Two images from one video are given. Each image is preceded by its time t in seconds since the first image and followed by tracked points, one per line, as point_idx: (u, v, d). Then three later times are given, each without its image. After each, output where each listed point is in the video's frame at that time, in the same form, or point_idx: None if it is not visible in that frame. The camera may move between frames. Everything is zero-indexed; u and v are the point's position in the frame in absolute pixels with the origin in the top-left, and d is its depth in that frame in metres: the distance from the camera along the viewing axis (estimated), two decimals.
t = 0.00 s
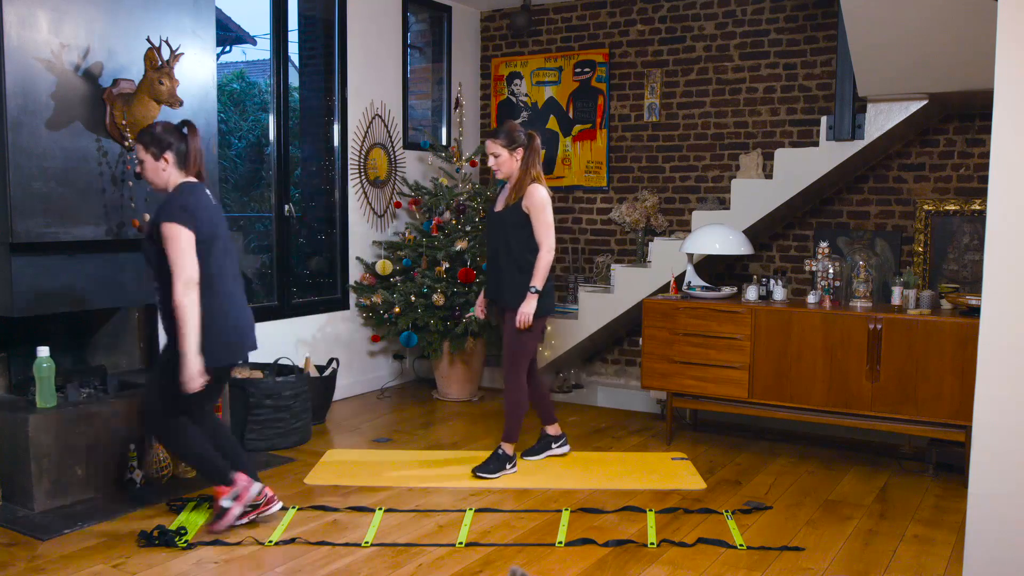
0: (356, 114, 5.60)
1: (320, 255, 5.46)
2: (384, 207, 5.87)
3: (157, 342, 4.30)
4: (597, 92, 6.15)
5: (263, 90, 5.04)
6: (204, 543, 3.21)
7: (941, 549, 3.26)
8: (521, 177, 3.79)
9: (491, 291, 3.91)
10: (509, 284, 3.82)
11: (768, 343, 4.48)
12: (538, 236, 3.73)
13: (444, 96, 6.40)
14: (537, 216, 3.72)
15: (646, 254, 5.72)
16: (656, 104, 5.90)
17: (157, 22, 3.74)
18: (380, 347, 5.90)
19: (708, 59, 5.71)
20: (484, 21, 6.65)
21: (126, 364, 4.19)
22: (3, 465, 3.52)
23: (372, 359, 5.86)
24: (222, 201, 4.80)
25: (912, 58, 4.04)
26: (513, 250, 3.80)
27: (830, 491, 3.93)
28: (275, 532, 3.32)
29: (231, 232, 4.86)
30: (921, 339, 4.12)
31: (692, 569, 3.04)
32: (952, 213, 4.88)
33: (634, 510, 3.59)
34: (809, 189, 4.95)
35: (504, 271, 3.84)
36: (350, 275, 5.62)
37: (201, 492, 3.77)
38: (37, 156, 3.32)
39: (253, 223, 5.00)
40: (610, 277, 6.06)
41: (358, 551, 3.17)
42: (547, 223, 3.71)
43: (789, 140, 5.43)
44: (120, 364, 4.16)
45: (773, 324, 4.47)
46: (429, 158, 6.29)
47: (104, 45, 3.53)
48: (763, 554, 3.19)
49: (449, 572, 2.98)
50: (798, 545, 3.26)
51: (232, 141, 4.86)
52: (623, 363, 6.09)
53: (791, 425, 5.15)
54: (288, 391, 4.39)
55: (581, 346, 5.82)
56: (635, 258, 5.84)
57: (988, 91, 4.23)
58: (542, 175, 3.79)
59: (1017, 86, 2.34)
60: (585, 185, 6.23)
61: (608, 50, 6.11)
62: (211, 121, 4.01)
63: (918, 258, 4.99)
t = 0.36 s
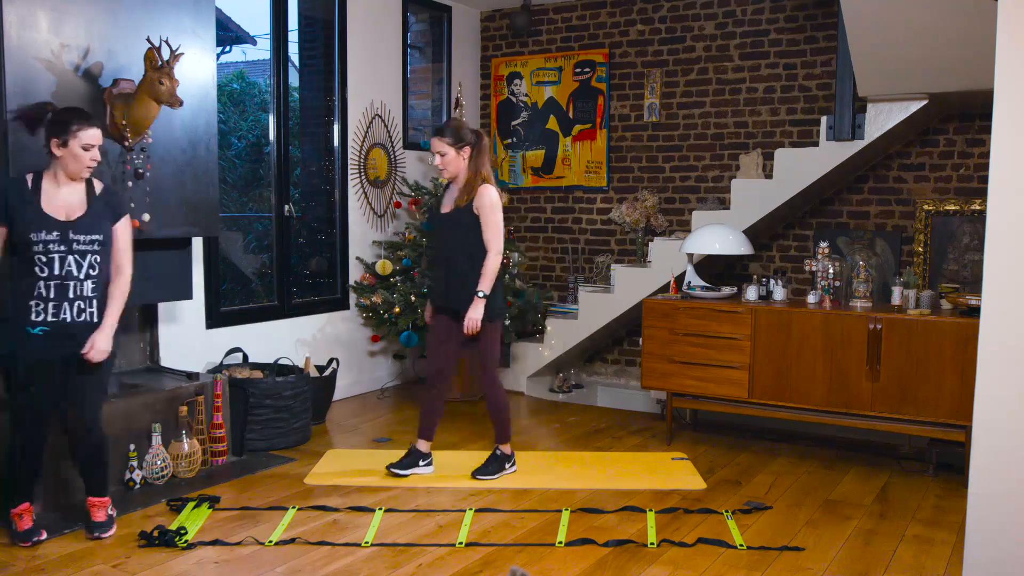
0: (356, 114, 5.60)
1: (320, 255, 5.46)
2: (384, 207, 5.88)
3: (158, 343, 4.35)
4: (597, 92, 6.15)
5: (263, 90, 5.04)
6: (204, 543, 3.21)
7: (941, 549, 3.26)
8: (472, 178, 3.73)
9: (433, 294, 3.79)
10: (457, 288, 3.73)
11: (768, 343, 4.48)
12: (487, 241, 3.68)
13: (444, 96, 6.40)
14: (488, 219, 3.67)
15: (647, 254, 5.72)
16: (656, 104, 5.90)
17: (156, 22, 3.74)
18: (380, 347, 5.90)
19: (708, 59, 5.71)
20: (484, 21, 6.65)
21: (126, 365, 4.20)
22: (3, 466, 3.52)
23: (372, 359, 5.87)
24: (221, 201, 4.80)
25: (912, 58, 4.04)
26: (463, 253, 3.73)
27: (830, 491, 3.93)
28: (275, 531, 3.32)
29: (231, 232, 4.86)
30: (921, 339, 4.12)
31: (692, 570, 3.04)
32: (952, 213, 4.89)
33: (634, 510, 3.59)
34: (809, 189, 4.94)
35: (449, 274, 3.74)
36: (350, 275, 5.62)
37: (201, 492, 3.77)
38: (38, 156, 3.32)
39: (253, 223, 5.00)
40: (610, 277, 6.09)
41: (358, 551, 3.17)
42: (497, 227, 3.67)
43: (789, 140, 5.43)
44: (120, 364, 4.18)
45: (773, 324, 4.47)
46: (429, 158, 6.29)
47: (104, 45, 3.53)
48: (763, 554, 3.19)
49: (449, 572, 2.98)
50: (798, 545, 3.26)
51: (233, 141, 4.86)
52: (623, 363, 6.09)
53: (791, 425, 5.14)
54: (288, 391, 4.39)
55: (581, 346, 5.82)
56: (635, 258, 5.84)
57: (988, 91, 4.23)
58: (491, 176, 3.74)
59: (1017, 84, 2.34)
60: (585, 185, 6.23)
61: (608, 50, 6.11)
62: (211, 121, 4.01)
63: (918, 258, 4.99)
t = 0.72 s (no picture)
0: (356, 114, 5.60)
1: (320, 255, 5.46)
2: (384, 207, 5.88)
3: (158, 344, 4.37)
4: (597, 92, 6.15)
5: (263, 90, 5.04)
6: (204, 543, 3.21)
7: (941, 549, 3.27)
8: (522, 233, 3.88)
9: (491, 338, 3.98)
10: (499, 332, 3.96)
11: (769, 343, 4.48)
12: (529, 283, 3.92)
13: (444, 96, 6.40)
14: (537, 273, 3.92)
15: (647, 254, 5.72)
16: (656, 104, 5.90)
17: (156, 22, 3.74)
18: (380, 347, 5.90)
19: (708, 59, 5.71)
20: (484, 21, 6.65)
21: (126, 365, 4.22)
22: (3, 466, 3.53)
23: (372, 359, 5.87)
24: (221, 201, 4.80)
25: (912, 58, 4.04)
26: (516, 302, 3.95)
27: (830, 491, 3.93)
28: (275, 531, 3.32)
29: (231, 232, 4.86)
30: (921, 339, 4.12)
31: (693, 570, 3.04)
32: (952, 213, 4.84)
33: (634, 510, 3.59)
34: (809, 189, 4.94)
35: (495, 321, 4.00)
36: (350, 275, 5.62)
37: (201, 492, 3.77)
38: (38, 156, 3.32)
39: (253, 223, 5.00)
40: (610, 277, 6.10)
41: (358, 551, 3.17)
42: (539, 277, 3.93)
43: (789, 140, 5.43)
44: (120, 364, 4.19)
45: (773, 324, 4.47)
46: (429, 158, 6.29)
47: (104, 46, 3.53)
48: (763, 554, 3.19)
49: (449, 572, 2.98)
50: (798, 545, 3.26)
51: (233, 141, 4.86)
52: (623, 363, 6.08)
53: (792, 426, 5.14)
54: (288, 391, 4.38)
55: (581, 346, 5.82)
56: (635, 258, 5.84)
57: (988, 91, 4.23)
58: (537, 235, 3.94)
59: (1018, 84, 2.34)
60: (585, 185, 6.23)
61: (608, 50, 6.11)
62: (211, 121, 4.01)
63: (919, 258, 4.95)
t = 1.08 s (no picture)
0: (356, 114, 5.60)
1: (320, 255, 5.46)
2: (384, 207, 5.88)
3: (158, 344, 4.37)
4: (597, 92, 6.15)
5: (263, 90, 5.04)
6: (204, 543, 3.21)
7: (941, 549, 3.27)
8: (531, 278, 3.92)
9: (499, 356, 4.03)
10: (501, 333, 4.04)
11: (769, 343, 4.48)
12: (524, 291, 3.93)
13: (445, 96, 6.40)
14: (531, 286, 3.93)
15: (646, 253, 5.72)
16: (656, 104, 5.90)
17: (156, 22, 3.74)
18: (380, 347, 5.90)
19: (708, 59, 5.71)
20: (484, 21, 6.65)
21: (126, 365, 4.22)
22: (4, 466, 3.53)
23: (373, 359, 5.87)
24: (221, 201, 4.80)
25: (912, 58, 4.04)
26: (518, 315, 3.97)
27: (830, 491, 3.93)
28: (275, 531, 3.32)
29: (231, 232, 4.86)
30: (920, 339, 4.12)
31: (693, 570, 3.04)
32: (952, 213, 4.88)
33: (634, 510, 3.59)
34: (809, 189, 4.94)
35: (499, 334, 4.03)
36: (350, 275, 5.62)
37: (201, 492, 3.77)
38: (38, 156, 3.32)
39: (253, 222, 5.00)
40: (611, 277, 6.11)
41: (358, 551, 3.17)
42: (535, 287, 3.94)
43: (789, 140, 5.43)
44: (120, 364, 4.19)
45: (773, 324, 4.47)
46: (429, 158, 6.29)
47: (104, 45, 3.53)
48: (763, 553, 3.19)
49: (449, 572, 2.98)
50: (798, 545, 3.26)
51: (233, 141, 4.86)
52: (623, 364, 6.08)
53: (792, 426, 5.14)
54: (288, 391, 4.37)
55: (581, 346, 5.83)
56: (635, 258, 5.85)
57: (988, 91, 4.23)
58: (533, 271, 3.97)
59: (1017, 84, 2.34)
60: (585, 185, 6.23)
61: (608, 50, 6.11)
62: (211, 121, 4.01)
63: (918, 258, 4.97)
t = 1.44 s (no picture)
0: (356, 114, 5.60)
1: (320, 255, 5.46)
2: (384, 207, 5.88)
3: (158, 344, 4.37)
4: (597, 92, 6.15)
5: (263, 90, 5.04)
6: (204, 543, 3.21)
7: (941, 549, 3.27)
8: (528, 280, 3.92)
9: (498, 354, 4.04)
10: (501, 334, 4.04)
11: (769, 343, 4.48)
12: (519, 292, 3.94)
13: (445, 96, 6.40)
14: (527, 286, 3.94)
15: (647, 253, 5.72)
16: (656, 104, 5.90)
17: (156, 22, 3.74)
18: (380, 347, 5.90)
19: (708, 59, 5.71)
20: (484, 21, 6.65)
21: (126, 365, 4.22)
22: (4, 466, 3.53)
23: (373, 359, 5.87)
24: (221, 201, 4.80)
25: (912, 58, 4.04)
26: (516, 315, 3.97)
27: (830, 491, 3.93)
28: (275, 531, 3.32)
29: (231, 232, 4.86)
30: (920, 339, 4.12)
31: (693, 570, 3.04)
32: (952, 213, 4.88)
33: (634, 510, 3.59)
34: (809, 189, 4.94)
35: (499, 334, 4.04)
36: (350, 275, 5.62)
37: (201, 492, 3.77)
38: (38, 156, 3.32)
39: (253, 222, 5.00)
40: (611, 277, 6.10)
41: (358, 551, 3.17)
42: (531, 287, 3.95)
43: (789, 140, 5.43)
44: (120, 364, 4.20)
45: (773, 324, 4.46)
46: (429, 158, 6.29)
47: (104, 45, 3.53)
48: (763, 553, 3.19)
49: (449, 572, 2.98)
50: (798, 545, 3.26)
51: (233, 141, 4.86)
52: (623, 364, 6.08)
53: (792, 426, 5.14)
54: (288, 391, 4.38)
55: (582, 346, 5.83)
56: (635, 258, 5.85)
57: (988, 91, 4.23)
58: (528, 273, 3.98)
59: (1017, 83, 2.34)
60: (585, 185, 6.23)
61: (608, 50, 6.11)
62: (211, 121, 4.02)
63: (918, 258, 4.98)
